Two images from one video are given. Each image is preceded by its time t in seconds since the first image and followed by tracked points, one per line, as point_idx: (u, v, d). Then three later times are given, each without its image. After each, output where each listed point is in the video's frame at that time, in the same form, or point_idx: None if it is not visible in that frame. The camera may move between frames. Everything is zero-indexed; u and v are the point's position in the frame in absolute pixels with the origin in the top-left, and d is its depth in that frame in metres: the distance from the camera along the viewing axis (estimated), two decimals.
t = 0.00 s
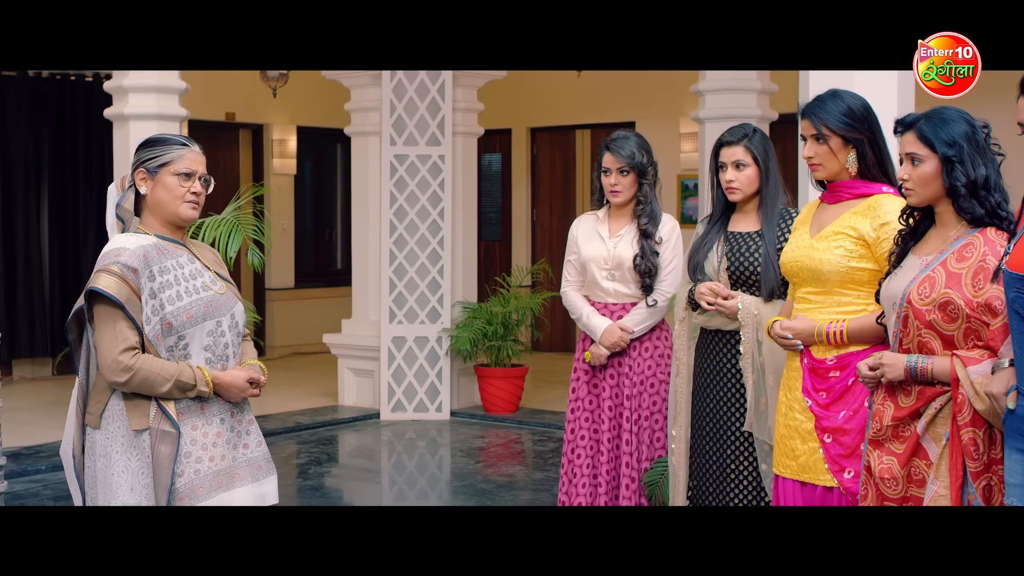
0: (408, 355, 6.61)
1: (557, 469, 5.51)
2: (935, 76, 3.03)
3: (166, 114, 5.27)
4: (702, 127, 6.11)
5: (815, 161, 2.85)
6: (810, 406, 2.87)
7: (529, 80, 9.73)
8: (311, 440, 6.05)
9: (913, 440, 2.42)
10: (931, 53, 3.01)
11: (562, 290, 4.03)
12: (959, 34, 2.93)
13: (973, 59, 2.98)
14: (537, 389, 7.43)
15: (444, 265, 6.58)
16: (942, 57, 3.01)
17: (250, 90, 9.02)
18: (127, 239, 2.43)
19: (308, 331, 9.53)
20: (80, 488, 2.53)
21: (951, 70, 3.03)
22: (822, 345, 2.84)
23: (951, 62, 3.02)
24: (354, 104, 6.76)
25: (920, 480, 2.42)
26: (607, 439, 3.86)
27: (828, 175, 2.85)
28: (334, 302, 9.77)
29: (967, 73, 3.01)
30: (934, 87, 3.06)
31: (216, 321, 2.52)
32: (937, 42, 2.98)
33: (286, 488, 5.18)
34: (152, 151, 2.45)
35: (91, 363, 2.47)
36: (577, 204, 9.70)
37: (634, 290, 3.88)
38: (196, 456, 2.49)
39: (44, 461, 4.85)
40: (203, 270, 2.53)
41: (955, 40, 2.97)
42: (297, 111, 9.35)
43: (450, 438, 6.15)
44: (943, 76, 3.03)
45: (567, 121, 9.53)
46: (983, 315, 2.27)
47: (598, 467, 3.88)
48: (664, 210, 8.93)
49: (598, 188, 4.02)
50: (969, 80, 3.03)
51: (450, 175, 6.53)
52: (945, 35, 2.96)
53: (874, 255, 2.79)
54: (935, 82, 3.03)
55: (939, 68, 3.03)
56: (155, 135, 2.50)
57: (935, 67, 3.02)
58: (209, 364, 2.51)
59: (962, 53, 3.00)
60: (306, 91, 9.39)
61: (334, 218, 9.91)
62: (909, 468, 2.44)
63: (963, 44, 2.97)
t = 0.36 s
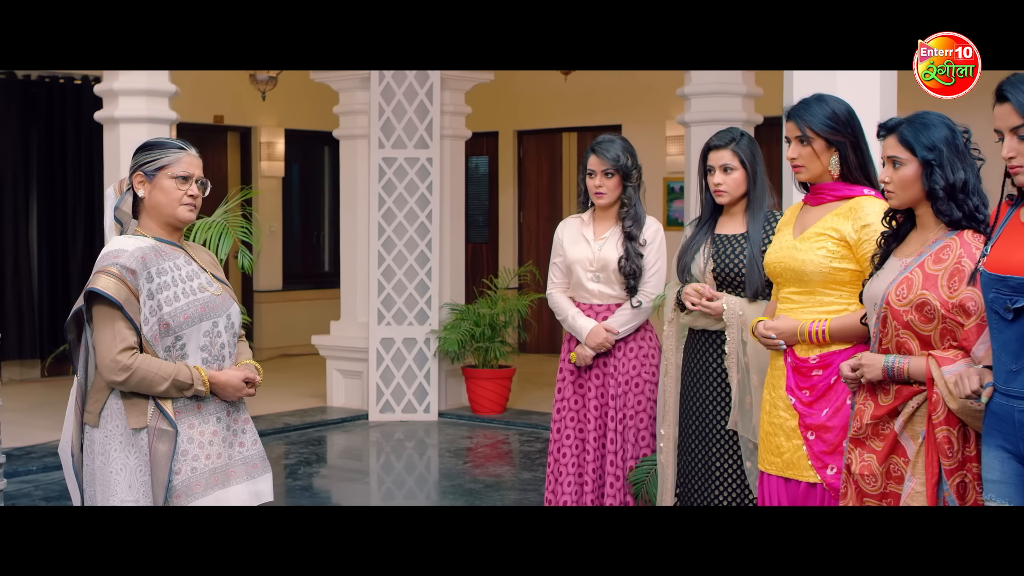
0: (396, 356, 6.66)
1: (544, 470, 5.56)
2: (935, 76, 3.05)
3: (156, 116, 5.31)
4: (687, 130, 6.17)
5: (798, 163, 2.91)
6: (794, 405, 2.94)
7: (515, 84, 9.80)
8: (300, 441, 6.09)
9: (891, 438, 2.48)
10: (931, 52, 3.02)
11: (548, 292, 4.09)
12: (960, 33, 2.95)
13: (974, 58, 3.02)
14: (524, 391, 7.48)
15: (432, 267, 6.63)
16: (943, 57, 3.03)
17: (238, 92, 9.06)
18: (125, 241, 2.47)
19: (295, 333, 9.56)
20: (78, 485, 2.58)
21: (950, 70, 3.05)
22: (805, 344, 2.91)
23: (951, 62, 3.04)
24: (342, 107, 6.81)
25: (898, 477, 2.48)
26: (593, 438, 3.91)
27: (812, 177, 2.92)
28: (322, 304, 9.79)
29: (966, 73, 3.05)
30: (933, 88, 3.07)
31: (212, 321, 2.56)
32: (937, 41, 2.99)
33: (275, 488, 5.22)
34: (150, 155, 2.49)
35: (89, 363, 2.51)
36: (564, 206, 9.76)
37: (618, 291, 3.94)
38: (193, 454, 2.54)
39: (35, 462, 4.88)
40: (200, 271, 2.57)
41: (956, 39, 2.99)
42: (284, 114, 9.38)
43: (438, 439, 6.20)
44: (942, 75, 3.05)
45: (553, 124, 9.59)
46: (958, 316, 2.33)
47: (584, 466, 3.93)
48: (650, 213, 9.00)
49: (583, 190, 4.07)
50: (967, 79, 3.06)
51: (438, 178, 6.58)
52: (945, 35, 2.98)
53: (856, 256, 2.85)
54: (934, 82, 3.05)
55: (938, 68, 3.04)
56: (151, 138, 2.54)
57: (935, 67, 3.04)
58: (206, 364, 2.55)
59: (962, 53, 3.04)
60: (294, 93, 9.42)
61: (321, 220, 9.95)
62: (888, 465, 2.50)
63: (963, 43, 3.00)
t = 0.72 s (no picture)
0: (383, 357, 6.70)
1: (530, 469, 5.62)
2: (935, 76, 2.92)
3: (145, 118, 5.35)
4: (672, 133, 6.24)
5: (782, 165, 2.97)
6: (777, 403, 3.00)
7: (502, 86, 9.87)
8: (288, 441, 6.13)
9: (868, 435, 2.55)
10: (932, 52, 2.83)
11: (534, 292, 4.14)
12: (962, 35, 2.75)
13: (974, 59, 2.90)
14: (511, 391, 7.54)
15: (419, 268, 6.68)
16: (943, 57, 2.88)
17: (225, 94, 9.10)
18: (122, 243, 2.52)
19: (283, 334, 9.58)
20: (76, 482, 2.62)
21: (950, 69, 2.92)
22: (787, 343, 2.97)
23: (951, 62, 2.91)
24: (330, 110, 6.85)
25: (875, 472, 2.55)
26: (579, 437, 3.97)
27: (794, 179, 2.99)
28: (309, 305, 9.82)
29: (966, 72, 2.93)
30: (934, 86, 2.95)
31: (208, 322, 2.61)
32: (937, 41, 2.79)
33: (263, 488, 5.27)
34: (147, 158, 2.53)
35: (87, 362, 2.56)
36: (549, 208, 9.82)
37: (603, 292, 4.00)
38: (189, 451, 2.59)
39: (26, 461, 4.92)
40: (196, 272, 2.62)
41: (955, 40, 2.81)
42: (271, 115, 9.41)
43: (425, 439, 6.25)
44: (943, 75, 2.92)
45: (539, 126, 9.66)
46: (931, 315, 2.39)
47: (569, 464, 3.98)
48: (635, 215, 9.08)
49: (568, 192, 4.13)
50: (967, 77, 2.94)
51: (425, 180, 6.63)
52: (946, 36, 2.78)
53: (838, 257, 2.92)
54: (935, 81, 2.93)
55: (939, 68, 2.91)
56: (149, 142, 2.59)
57: (935, 67, 2.89)
58: (201, 363, 2.60)
59: (962, 52, 2.89)
60: (281, 95, 9.45)
61: (308, 222, 9.98)
62: (865, 461, 2.56)
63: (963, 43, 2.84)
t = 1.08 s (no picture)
0: (372, 358, 6.76)
1: (518, 468, 5.68)
2: (935, 77, 2.69)
3: (136, 121, 5.39)
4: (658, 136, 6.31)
5: (767, 168, 3.04)
6: (759, 401, 3.07)
7: (490, 88, 9.93)
8: (277, 442, 6.18)
9: (846, 431, 2.61)
10: (932, 52, 2.62)
11: (522, 292, 4.20)
12: (960, 36, 2.58)
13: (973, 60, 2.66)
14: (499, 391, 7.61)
15: (408, 270, 6.73)
16: (943, 58, 2.65)
17: (212, 97, 9.14)
18: (121, 244, 2.56)
19: (272, 336, 9.62)
20: (74, 480, 2.67)
21: (951, 69, 2.69)
22: (771, 342, 3.04)
23: (952, 62, 2.67)
24: (320, 112, 6.91)
25: (853, 468, 2.61)
26: (567, 435, 4.03)
27: (779, 182, 3.05)
28: (297, 307, 9.85)
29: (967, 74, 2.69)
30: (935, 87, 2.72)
31: (205, 322, 2.66)
32: (936, 42, 2.59)
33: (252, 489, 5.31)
34: (145, 161, 2.58)
35: (85, 361, 2.60)
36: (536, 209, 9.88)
37: (591, 292, 4.06)
38: (185, 450, 2.64)
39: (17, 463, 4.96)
40: (192, 274, 2.66)
41: (955, 40, 2.62)
42: (260, 118, 9.45)
43: (414, 439, 6.31)
44: (943, 76, 2.69)
45: (526, 129, 9.72)
46: (906, 314, 2.46)
47: (557, 462, 4.05)
48: (622, 216, 9.16)
49: (556, 194, 4.19)
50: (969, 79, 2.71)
51: (414, 182, 6.68)
52: (945, 36, 2.59)
53: (820, 257, 2.99)
54: (935, 82, 2.69)
55: (938, 68, 2.68)
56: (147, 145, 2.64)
57: (934, 68, 2.66)
58: (198, 363, 2.65)
59: (964, 53, 2.66)
60: (269, 98, 9.49)
61: (296, 224, 10.02)
62: (843, 457, 2.62)
63: (963, 44, 2.63)
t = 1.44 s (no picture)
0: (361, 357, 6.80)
1: (506, 466, 5.73)
2: (935, 77, 2.65)
3: (126, 122, 5.43)
4: (645, 137, 6.37)
5: (751, 169, 3.09)
6: (743, 398, 3.13)
7: (477, 89, 9.97)
8: (267, 441, 6.22)
9: (828, 427, 2.67)
10: (931, 52, 2.62)
11: (511, 291, 4.25)
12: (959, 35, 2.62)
13: (974, 60, 2.64)
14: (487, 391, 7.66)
15: (396, 270, 6.78)
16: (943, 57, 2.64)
17: (200, 98, 9.16)
18: (118, 245, 2.60)
19: (260, 336, 9.65)
20: (73, 477, 2.71)
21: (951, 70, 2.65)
22: (754, 340, 3.10)
23: (952, 62, 2.64)
24: (308, 114, 6.94)
25: (835, 463, 2.66)
26: (554, 433, 4.09)
27: (763, 183, 3.11)
28: (284, 307, 9.86)
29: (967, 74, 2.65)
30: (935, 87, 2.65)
31: (201, 322, 2.70)
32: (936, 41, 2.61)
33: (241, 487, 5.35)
34: (142, 163, 2.63)
35: (83, 360, 2.64)
36: (523, 210, 9.94)
37: (579, 291, 4.11)
38: (181, 447, 2.68)
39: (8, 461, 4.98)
40: (188, 274, 2.71)
41: (954, 40, 2.63)
42: (248, 119, 9.48)
43: (403, 438, 6.35)
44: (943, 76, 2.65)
45: (513, 130, 9.78)
46: (887, 312, 2.52)
47: (546, 459, 4.10)
48: (609, 216, 9.22)
49: (545, 195, 4.24)
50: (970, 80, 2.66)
51: (402, 183, 6.73)
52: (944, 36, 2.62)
53: (802, 257, 3.05)
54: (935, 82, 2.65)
55: (938, 68, 2.65)
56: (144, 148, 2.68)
57: (935, 68, 2.63)
58: (194, 362, 2.69)
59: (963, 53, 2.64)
60: (257, 98, 9.51)
61: (284, 225, 10.05)
62: (825, 452, 2.68)
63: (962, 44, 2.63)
